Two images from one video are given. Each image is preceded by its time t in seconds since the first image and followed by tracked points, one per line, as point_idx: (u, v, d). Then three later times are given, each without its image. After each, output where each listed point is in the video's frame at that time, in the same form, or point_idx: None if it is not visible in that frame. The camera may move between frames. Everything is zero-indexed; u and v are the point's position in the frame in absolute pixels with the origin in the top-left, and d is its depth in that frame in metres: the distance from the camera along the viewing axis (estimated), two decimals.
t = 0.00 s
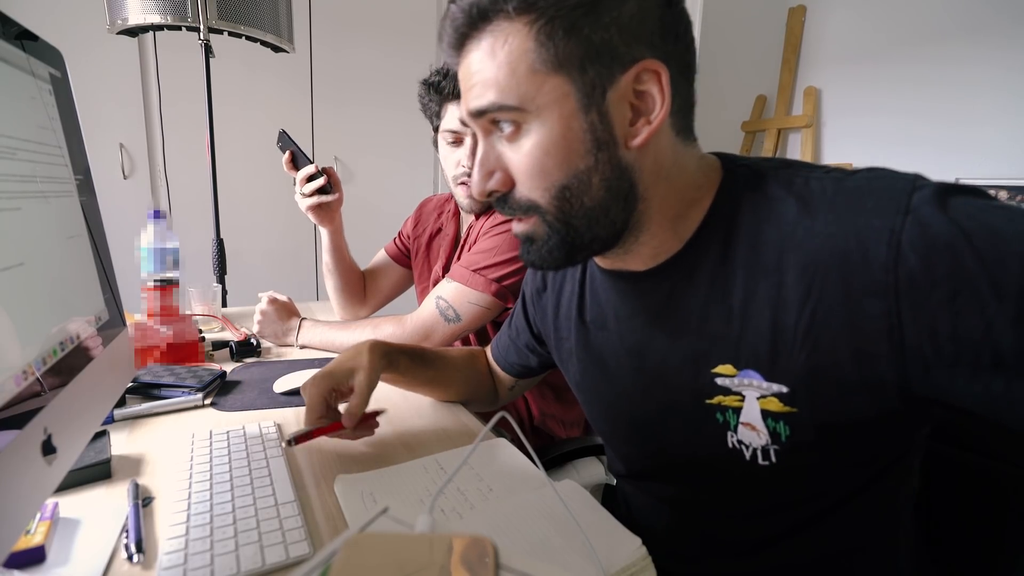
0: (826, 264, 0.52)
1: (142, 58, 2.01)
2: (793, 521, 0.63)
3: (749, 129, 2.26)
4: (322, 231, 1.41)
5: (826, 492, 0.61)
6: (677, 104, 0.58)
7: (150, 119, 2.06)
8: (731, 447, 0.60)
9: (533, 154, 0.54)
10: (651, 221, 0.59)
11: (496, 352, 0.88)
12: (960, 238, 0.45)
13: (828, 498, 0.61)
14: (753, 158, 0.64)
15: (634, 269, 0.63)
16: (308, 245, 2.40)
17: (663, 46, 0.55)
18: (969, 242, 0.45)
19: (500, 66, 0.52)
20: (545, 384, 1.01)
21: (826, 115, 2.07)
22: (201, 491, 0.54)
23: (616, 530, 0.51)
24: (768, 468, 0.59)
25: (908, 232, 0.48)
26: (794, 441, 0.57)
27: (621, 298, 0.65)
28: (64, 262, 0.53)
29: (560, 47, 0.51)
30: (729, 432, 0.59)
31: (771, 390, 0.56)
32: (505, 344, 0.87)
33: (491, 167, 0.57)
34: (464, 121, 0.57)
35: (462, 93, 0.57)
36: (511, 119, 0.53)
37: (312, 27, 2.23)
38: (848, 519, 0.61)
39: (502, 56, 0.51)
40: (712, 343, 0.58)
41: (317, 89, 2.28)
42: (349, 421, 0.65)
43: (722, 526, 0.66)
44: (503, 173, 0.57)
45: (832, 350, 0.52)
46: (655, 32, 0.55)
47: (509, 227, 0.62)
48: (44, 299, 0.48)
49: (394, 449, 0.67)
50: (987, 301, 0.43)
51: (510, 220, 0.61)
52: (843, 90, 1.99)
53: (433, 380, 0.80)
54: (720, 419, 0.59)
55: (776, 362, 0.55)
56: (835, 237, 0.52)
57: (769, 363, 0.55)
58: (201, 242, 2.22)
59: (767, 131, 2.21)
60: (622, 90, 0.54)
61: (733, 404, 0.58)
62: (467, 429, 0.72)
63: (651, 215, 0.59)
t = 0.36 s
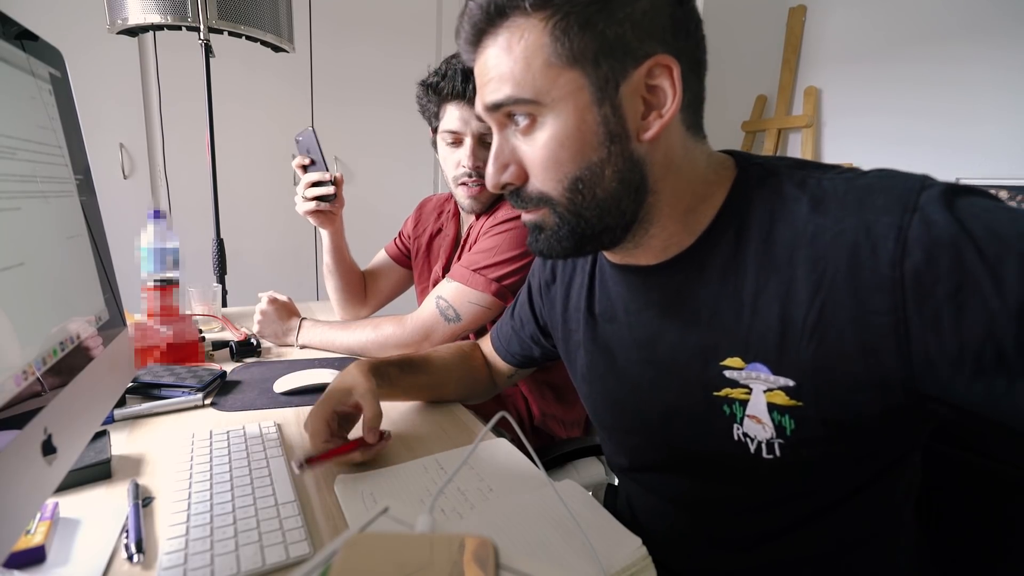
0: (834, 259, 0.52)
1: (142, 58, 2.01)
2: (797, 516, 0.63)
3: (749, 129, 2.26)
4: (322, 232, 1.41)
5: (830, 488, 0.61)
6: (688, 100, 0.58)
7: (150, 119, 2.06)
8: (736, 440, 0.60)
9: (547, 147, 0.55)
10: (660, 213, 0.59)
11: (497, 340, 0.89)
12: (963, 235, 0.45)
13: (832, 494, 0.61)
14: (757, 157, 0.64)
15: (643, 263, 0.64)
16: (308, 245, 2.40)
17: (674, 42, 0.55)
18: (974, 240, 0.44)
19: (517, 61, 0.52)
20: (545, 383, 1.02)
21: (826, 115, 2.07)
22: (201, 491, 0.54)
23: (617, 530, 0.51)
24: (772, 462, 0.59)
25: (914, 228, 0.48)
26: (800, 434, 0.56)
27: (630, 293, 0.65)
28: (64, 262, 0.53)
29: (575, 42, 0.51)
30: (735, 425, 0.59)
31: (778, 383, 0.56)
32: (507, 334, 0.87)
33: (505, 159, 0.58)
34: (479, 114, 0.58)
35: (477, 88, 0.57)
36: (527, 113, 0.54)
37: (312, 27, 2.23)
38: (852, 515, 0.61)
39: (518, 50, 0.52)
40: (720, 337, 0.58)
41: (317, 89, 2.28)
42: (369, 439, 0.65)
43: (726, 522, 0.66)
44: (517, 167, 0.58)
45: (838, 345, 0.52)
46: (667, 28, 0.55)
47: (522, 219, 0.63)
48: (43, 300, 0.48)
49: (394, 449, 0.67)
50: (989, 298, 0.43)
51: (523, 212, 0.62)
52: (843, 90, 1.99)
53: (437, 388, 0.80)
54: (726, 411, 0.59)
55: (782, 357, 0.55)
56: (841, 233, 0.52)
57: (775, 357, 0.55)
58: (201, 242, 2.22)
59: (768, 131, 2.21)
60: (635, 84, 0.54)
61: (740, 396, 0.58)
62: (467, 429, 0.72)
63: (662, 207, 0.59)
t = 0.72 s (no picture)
0: (819, 264, 0.52)
1: (142, 58, 2.01)
2: (798, 524, 0.62)
3: (750, 129, 2.26)
4: (328, 231, 1.41)
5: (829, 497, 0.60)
6: (666, 104, 0.57)
7: (150, 119, 2.06)
8: (726, 445, 0.60)
9: (524, 161, 0.56)
10: (645, 219, 0.59)
11: (499, 341, 0.89)
12: (954, 240, 0.44)
13: (831, 504, 0.60)
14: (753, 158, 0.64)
15: (633, 267, 0.64)
16: (308, 245, 2.40)
17: (647, 49, 0.55)
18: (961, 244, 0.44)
19: (491, 79, 0.53)
20: (544, 384, 1.01)
21: (826, 115, 2.07)
22: (201, 491, 0.54)
23: (617, 531, 0.51)
24: (762, 469, 0.58)
25: (900, 232, 0.47)
26: (789, 443, 0.56)
27: (621, 297, 0.66)
28: (64, 262, 0.53)
29: (543, 58, 0.52)
30: (726, 430, 0.59)
31: (766, 389, 0.56)
32: (510, 335, 0.87)
33: (487, 174, 0.59)
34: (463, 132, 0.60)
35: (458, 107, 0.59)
36: (503, 128, 0.55)
37: (312, 27, 2.23)
38: (851, 521, 0.61)
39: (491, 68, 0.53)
40: (710, 341, 0.59)
41: (316, 89, 2.28)
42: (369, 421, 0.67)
43: (724, 528, 0.66)
44: (499, 180, 0.59)
45: (826, 350, 0.52)
46: (639, 35, 0.54)
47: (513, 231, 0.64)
48: (43, 299, 0.48)
49: (394, 449, 0.67)
50: (979, 305, 0.42)
51: (511, 224, 0.63)
52: (843, 90, 1.99)
53: (435, 389, 0.80)
54: (717, 416, 0.59)
55: (770, 362, 0.55)
56: (826, 238, 0.52)
57: (764, 362, 0.55)
58: (201, 242, 2.22)
59: (768, 131, 2.20)
60: (607, 94, 0.54)
61: (730, 401, 0.58)
62: (467, 429, 0.72)
63: (644, 215, 0.59)
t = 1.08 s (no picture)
0: (814, 277, 0.52)
1: (142, 58, 2.01)
2: (798, 527, 0.63)
3: (749, 129, 2.26)
4: (329, 233, 1.41)
5: (828, 501, 0.60)
6: (654, 115, 0.57)
7: (150, 119, 2.06)
8: (725, 459, 0.60)
9: (511, 181, 0.54)
10: (637, 236, 0.60)
11: (493, 343, 0.89)
12: (953, 252, 0.44)
13: (830, 507, 0.61)
14: (749, 163, 0.64)
15: (624, 280, 0.64)
16: (309, 245, 2.40)
17: (634, 57, 0.54)
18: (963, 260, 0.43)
19: (470, 96, 0.51)
20: (545, 384, 1.01)
21: (826, 115, 2.07)
22: (201, 490, 0.54)
23: (617, 530, 0.51)
24: (761, 479, 0.59)
25: (899, 247, 0.47)
26: (788, 454, 0.57)
27: (615, 309, 0.65)
28: (64, 263, 0.53)
29: (526, 72, 0.50)
30: (723, 443, 0.60)
31: (762, 403, 0.56)
32: (503, 337, 0.88)
33: (472, 195, 0.58)
34: (440, 150, 0.58)
35: (433, 124, 0.57)
36: (485, 147, 0.53)
37: (312, 27, 2.23)
38: (851, 524, 0.61)
39: (470, 84, 0.51)
40: (705, 354, 0.59)
41: (317, 89, 2.28)
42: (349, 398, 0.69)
43: (723, 535, 0.66)
44: (485, 202, 0.58)
45: (823, 362, 0.52)
46: (625, 44, 0.54)
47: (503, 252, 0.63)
48: (43, 300, 0.48)
49: (395, 449, 0.67)
50: (980, 318, 0.42)
51: (499, 244, 0.62)
52: (843, 90, 1.99)
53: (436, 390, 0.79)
54: (714, 430, 0.60)
55: (765, 376, 0.55)
56: (820, 251, 0.51)
57: (758, 377, 0.56)
58: (201, 242, 2.22)
59: (768, 131, 2.20)
60: (595, 107, 0.53)
61: (726, 416, 0.59)
62: (467, 429, 0.72)
63: (638, 230, 0.60)
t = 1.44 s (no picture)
0: (823, 271, 0.51)
1: (142, 58, 2.01)
2: (800, 523, 0.62)
3: (749, 129, 2.26)
4: (329, 233, 1.41)
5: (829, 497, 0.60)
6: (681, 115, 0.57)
7: (150, 119, 2.06)
8: (726, 457, 0.60)
9: (536, 182, 0.53)
10: (659, 237, 0.60)
11: (487, 342, 0.90)
12: (970, 245, 0.43)
13: (832, 502, 0.61)
14: (756, 162, 0.64)
15: (634, 280, 0.64)
16: (308, 245, 2.40)
17: (660, 54, 0.54)
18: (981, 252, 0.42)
19: (493, 93, 0.49)
20: (545, 384, 1.03)
21: (826, 115, 2.07)
22: (201, 490, 0.54)
23: (617, 531, 0.51)
24: (764, 477, 0.59)
25: (913, 239, 0.46)
26: (791, 450, 0.57)
27: (623, 307, 0.65)
28: (64, 262, 0.53)
29: (555, 68, 0.49)
30: (724, 442, 0.60)
31: (767, 399, 0.56)
32: (497, 335, 0.88)
33: (492, 197, 0.56)
34: (457, 148, 0.56)
35: (451, 121, 0.55)
36: (509, 147, 0.52)
37: (312, 27, 2.23)
38: (852, 520, 0.61)
39: (495, 80, 0.49)
40: (710, 351, 0.59)
41: (317, 89, 2.28)
42: (362, 435, 0.63)
43: (726, 533, 0.66)
44: (505, 203, 0.56)
45: (829, 357, 0.52)
46: (651, 41, 0.53)
47: (521, 254, 0.62)
48: (43, 299, 0.48)
49: (395, 449, 0.67)
50: (996, 312, 0.41)
51: (517, 247, 0.60)
52: (843, 90, 1.99)
53: (435, 392, 0.79)
54: (714, 430, 0.60)
55: (770, 373, 0.55)
56: (829, 246, 0.51)
57: (763, 374, 0.56)
58: (201, 242, 2.22)
59: (768, 131, 2.20)
60: (625, 105, 0.52)
61: (727, 414, 0.59)
62: (466, 428, 0.72)
63: (661, 232, 0.60)
